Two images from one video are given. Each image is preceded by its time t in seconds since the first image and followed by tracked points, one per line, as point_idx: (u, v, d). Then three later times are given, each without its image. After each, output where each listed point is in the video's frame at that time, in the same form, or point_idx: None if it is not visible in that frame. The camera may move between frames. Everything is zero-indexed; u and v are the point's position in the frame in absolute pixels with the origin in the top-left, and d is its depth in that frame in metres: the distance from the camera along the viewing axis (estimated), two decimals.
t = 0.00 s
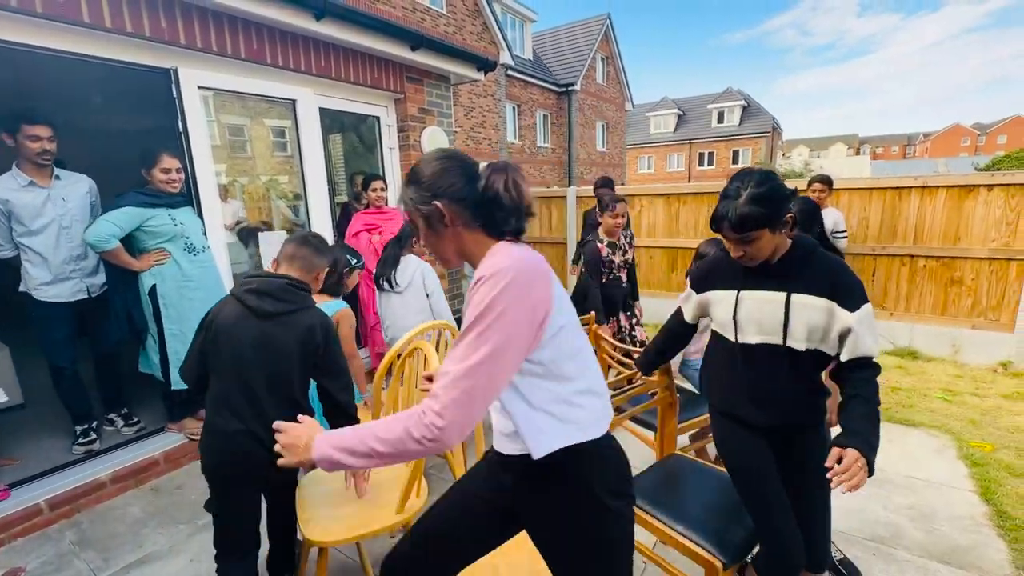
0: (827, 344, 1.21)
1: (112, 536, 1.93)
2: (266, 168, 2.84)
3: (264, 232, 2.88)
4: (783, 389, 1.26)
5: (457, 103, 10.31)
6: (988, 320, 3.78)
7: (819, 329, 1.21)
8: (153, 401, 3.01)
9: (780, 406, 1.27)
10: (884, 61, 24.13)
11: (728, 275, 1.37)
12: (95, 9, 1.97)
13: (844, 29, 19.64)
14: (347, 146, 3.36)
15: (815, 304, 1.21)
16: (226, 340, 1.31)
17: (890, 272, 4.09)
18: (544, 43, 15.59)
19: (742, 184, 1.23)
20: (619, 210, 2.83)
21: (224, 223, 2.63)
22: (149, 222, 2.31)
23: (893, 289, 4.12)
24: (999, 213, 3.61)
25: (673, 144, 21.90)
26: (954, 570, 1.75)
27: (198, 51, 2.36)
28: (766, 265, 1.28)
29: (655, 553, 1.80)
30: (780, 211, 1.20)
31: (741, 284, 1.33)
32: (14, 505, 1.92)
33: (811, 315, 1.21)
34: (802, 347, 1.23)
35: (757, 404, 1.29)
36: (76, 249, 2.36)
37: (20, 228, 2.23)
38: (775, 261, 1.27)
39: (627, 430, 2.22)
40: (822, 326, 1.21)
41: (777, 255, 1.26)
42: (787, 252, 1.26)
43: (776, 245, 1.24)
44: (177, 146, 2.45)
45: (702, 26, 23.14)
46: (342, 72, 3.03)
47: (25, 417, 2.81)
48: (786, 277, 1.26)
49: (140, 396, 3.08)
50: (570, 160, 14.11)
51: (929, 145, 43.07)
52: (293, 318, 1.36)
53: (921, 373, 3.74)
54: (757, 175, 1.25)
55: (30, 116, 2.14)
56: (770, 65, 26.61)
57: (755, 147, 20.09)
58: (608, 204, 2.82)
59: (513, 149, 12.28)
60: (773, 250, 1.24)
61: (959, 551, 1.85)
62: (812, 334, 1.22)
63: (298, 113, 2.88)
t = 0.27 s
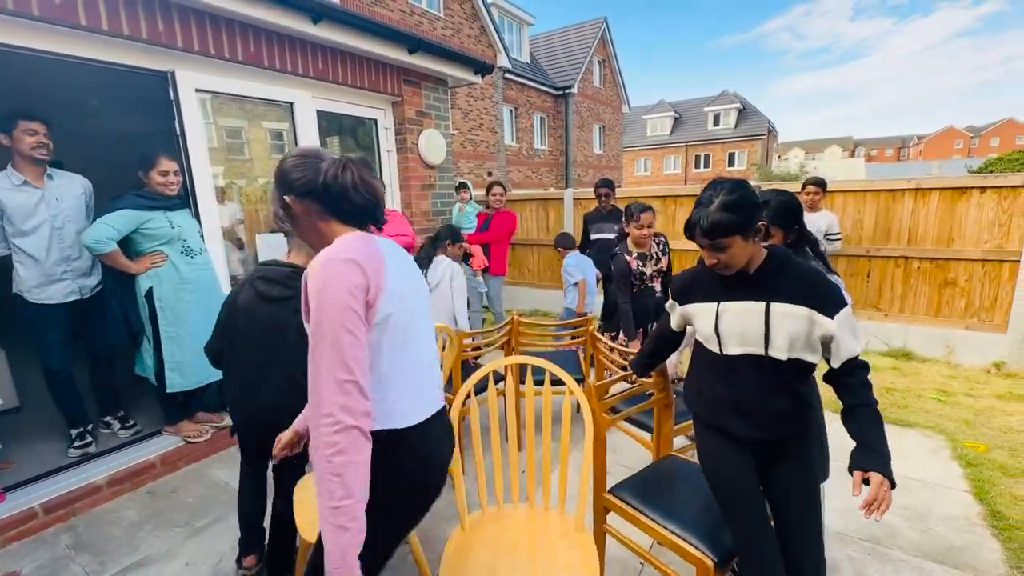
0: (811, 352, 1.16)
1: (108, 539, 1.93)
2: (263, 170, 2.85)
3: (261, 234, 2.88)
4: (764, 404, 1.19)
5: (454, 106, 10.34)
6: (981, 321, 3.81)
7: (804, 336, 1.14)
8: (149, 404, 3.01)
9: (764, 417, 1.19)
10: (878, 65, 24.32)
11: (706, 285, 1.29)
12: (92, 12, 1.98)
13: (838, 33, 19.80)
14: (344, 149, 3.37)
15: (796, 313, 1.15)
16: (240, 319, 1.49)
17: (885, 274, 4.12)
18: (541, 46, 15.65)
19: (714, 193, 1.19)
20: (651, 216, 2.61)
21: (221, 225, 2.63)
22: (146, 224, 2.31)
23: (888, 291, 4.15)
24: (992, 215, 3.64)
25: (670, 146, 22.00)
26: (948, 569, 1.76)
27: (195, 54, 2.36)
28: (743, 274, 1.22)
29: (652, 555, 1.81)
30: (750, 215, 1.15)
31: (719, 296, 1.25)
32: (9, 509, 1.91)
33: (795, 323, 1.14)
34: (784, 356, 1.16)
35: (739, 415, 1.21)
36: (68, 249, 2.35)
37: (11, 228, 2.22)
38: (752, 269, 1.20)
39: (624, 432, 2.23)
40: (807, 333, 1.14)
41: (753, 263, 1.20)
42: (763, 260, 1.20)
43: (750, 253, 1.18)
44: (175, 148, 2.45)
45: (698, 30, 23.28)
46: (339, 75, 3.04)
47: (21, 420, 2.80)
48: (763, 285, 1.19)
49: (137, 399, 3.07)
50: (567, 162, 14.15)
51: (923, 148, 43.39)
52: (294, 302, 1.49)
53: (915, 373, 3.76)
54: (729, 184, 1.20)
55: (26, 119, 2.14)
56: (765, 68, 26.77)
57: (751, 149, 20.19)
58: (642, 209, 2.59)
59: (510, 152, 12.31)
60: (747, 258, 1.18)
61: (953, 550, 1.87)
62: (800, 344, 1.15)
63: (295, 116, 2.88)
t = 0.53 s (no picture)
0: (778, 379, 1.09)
1: (103, 543, 1.91)
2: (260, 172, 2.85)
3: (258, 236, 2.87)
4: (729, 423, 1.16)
5: (452, 108, 10.36)
6: (975, 322, 3.83)
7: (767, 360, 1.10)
8: (144, 407, 2.99)
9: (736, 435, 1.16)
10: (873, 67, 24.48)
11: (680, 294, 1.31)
12: (88, 14, 1.97)
13: (833, 35, 19.94)
14: (341, 151, 3.37)
15: (758, 334, 1.10)
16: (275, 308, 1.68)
17: (880, 275, 4.14)
18: (538, 49, 15.71)
19: (685, 205, 1.18)
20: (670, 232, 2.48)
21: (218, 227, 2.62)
22: (142, 226, 2.31)
23: (883, 292, 4.17)
24: (985, 216, 3.67)
25: (666, 148, 22.08)
26: (944, 569, 1.77)
27: (192, 55, 2.36)
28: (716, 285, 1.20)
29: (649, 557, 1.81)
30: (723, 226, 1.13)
31: (689, 306, 1.27)
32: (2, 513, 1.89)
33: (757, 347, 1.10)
34: (739, 377, 1.14)
35: (700, 432, 1.21)
36: (70, 248, 2.36)
37: (16, 228, 2.21)
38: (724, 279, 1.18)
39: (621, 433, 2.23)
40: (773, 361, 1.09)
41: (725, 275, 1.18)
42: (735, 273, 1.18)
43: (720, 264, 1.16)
44: (171, 150, 2.45)
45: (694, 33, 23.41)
46: (336, 77, 3.04)
47: (15, 423, 2.79)
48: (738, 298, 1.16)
49: (132, 402, 3.05)
50: (564, 164, 14.18)
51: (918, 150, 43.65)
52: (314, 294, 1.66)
53: (910, 374, 3.78)
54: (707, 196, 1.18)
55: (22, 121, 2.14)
56: (761, 71, 26.93)
57: (747, 151, 20.29)
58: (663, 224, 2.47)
59: (507, 154, 12.34)
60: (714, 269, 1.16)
61: (949, 550, 1.87)
62: (762, 362, 1.11)
63: (292, 117, 2.88)
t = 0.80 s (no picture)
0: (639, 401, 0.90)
1: (97, 548, 1.90)
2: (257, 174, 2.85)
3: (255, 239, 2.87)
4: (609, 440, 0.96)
5: (449, 110, 10.37)
6: (970, 322, 3.86)
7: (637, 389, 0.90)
8: (139, 410, 2.97)
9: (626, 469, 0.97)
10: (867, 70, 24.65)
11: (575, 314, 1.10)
12: (84, 16, 1.97)
13: (828, 38, 20.07)
14: (338, 153, 3.37)
15: (624, 354, 0.90)
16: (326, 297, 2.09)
17: (875, 276, 4.16)
18: (535, 51, 15.75)
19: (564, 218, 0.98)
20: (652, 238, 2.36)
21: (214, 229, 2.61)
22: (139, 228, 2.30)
23: (878, 292, 4.19)
24: (979, 217, 3.69)
25: (663, 150, 22.16)
26: (940, 569, 1.78)
27: (188, 57, 2.36)
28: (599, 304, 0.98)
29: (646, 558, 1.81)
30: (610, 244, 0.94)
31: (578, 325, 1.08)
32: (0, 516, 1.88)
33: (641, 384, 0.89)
34: (610, 403, 0.94)
35: (579, 464, 1.04)
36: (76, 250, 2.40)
37: (24, 230, 2.21)
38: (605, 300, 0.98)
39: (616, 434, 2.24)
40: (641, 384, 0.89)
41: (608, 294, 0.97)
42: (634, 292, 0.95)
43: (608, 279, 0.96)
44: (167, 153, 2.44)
45: (690, 35, 23.53)
46: (333, 79, 3.05)
47: (8, 427, 2.76)
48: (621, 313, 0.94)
49: (128, 405, 3.03)
50: (561, 166, 14.21)
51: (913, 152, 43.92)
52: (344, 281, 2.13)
53: (906, 375, 3.80)
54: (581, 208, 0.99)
55: (16, 123, 2.13)
56: (756, 73, 27.06)
57: (743, 153, 20.38)
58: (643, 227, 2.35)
59: (505, 156, 12.35)
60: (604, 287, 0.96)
61: (945, 550, 1.88)
62: (635, 391, 0.90)
63: (289, 119, 2.88)
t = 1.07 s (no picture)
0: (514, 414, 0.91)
1: (92, 552, 1.89)
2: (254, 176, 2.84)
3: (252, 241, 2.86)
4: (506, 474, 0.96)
5: (446, 112, 10.39)
6: (964, 323, 3.88)
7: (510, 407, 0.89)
8: (135, 413, 2.96)
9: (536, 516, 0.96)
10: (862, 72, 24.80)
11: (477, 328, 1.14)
12: (79, 18, 1.96)
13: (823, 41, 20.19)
14: (335, 155, 3.37)
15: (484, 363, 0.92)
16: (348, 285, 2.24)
17: (870, 277, 4.18)
18: (532, 53, 15.79)
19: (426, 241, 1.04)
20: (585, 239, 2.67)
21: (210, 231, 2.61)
22: (135, 230, 2.29)
23: (873, 293, 4.21)
24: (973, 218, 3.72)
25: (660, 152, 22.23)
26: (935, 569, 1.79)
27: (184, 60, 2.36)
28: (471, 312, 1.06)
29: (643, 560, 1.81)
30: (447, 254, 1.00)
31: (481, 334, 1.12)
32: None
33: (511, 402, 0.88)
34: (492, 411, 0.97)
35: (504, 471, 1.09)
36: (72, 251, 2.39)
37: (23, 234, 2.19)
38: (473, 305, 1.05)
39: (615, 436, 2.23)
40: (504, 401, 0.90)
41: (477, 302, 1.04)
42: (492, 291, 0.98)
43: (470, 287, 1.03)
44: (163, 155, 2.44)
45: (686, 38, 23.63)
46: (330, 82, 3.05)
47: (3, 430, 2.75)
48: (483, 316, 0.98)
49: (123, 408, 3.02)
50: (558, 168, 14.23)
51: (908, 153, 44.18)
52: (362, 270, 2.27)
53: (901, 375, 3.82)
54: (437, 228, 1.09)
55: (11, 125, 2.12)
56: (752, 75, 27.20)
57: (740, 155, 20.46)
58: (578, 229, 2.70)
59: (502, 157, 12.37)
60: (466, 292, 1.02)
61: (939, 550, 1.89)
62: (496, 398, 0.92)
63: (286, 121, 2.88)
